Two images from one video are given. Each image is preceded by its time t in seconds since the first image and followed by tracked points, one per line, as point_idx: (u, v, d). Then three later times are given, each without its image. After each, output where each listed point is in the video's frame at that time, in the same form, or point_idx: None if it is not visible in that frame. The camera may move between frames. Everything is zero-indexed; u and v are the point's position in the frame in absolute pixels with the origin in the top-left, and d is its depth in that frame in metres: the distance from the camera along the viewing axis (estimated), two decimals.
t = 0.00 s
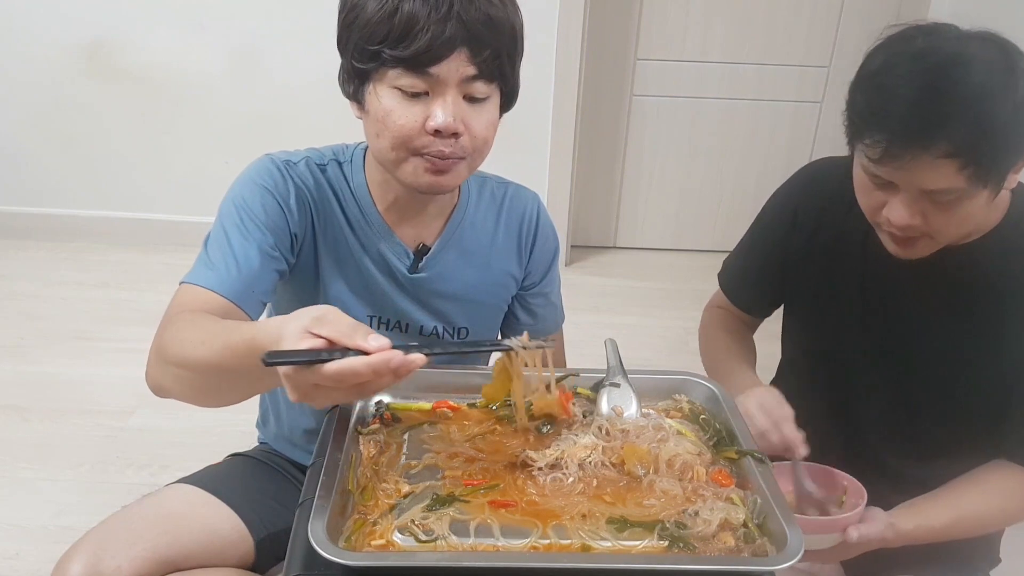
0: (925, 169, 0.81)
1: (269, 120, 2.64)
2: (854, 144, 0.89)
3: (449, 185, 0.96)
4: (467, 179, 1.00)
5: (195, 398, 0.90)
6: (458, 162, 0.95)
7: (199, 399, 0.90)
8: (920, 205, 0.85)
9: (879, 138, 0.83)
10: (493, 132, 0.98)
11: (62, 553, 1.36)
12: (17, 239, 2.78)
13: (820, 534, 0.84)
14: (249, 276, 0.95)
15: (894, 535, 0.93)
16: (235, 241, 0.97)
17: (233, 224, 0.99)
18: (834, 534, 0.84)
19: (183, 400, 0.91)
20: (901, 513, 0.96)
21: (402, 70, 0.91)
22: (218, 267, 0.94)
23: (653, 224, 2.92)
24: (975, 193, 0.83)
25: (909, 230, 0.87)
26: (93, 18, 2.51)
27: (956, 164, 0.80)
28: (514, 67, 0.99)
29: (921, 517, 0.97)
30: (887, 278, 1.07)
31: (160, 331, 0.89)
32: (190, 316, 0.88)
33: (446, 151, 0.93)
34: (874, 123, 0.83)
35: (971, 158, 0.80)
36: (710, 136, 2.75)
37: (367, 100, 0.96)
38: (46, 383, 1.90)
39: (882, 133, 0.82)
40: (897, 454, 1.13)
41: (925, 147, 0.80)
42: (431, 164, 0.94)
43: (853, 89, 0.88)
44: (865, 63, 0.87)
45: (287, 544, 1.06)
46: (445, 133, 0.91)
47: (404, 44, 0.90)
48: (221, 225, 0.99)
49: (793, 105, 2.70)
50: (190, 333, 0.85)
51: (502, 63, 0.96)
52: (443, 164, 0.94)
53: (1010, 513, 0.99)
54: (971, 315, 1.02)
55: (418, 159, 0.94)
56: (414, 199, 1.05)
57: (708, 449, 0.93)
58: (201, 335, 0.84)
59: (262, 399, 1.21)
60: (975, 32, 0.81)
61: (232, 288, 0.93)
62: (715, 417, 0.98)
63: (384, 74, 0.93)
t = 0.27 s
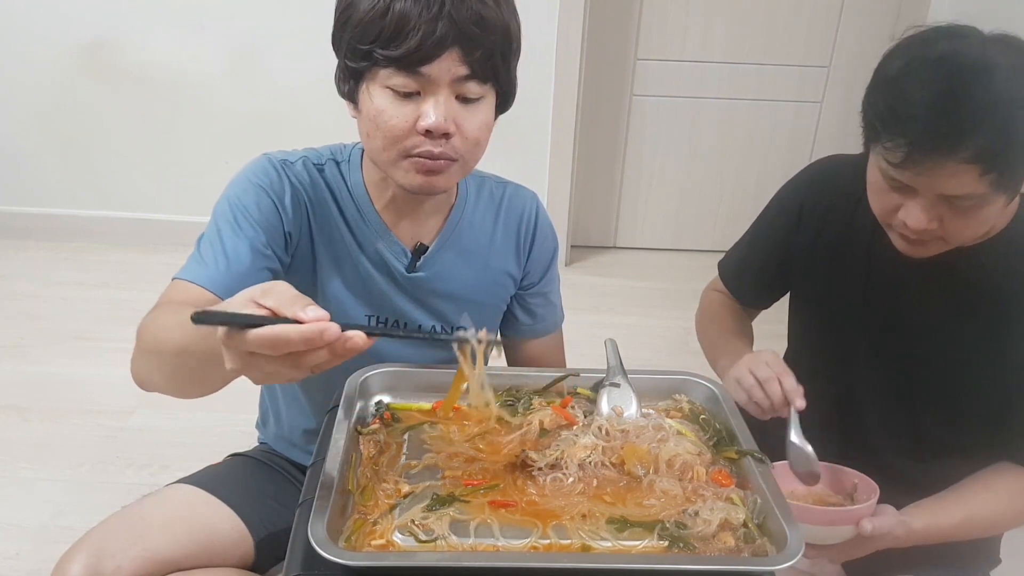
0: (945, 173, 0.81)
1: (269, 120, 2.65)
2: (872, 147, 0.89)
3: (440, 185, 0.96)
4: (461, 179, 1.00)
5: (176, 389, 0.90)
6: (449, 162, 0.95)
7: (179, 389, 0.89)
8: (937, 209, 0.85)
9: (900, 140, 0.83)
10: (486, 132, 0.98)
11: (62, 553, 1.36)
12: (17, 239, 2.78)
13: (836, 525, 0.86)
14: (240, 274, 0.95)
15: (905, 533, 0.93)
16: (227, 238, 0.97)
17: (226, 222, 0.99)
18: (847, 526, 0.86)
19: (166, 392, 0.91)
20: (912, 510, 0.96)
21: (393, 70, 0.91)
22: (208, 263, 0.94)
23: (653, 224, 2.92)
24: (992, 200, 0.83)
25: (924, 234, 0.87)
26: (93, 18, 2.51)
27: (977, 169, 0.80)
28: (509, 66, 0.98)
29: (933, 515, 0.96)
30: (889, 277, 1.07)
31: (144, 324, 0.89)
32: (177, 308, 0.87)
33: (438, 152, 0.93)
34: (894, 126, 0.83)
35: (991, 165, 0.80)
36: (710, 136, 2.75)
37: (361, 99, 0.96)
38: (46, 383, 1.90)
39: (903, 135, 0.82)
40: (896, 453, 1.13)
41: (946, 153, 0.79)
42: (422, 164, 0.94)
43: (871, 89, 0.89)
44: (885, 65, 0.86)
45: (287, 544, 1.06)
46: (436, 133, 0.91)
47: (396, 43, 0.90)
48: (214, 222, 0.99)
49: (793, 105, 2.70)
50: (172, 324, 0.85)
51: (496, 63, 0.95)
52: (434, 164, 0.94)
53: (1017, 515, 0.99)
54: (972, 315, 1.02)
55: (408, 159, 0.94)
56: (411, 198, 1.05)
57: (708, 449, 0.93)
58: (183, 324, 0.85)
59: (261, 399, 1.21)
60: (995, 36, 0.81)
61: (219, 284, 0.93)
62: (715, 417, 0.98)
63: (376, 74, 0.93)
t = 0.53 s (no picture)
0: (956, 181, 0.81)
1: (269, 120, 2.65)
2: (882, 150, 0.89)
3: (435, 187, 0.97)
4: (456, 181, 1.00)
5: (154, 379, 0.90)
6: (445, 165, 0.95)
7: (157, 379, 0.89)
8: (945, 214, 0.85)
9: (910, 145, 0.83)
10: (482, 134, 0.98)
11: (62, 553, 1.36)
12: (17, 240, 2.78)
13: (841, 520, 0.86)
14: (227, 270, 0.95)
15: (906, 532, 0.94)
16: (218, 234, 0.97)
17: (219, 218, 0.99)
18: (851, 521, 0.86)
19: (144, 382, 0.91)
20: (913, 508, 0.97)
21: (388, 73, 0.91)
22: (196, 257, 0.94)
23: (653, 224, 2.92)
24: (1002, 209, 0.83)
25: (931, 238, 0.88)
26: (94, 18, 2.51)
27: (988, 177, 0.80)
28: (504, 67, 0.98)
29: (934, 513, 0.97)
30: (890, 277, 1.07)
31: (128, 311, 0.89)
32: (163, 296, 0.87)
33: (433, 154, 0.93)
34: (906, 133, 0.83)
35: (1001, 175, 0.79)
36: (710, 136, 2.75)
37: (357, 102, 0.96)
38: (46, 383, 1.90)
39: (915, 140, 0.82)
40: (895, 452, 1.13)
41: (956, 162, 0.79)
42: (417, 167, 0.94)
43: (878, 96, 0.89)
44: (896, 70, 0.86)
45: (287, 544, 1.06)
46: (430, 136, 0.92)
47: (391, 46, 0.90)
48: (207, 217, 1.00)
49: (793, 105, 2.70)
50: (154, 313, 0.85)
51: (491, 64, 0.95)
52: (429, 166, 0.95)
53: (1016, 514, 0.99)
54: (972, 315, 1.02)
55: (403, 162, 0.94)
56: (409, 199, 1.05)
57: (708, 449, 0.93)
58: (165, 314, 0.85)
59: (261, 398, 1.21)
60: (1007, 43, 0.80)
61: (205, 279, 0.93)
62: (715, 417, 0.98)
63: (371, 77, 0.93)
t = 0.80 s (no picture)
0: (957, 190, 0.81)
1: (269, 120, 2.65)
2: (883, 156, 0.89)
3: (439, 187, 0.97)
4: (460, 181, 1.00)
5: (155, 374, 0.89)
6: (450, 164, 0.96)
7: (156, 374, 0.89)
8: (947, 221, 0.85)
9: (912, 153, 0.83)
10: (485, 133, 0.98)
11: (62, 553, 1.36)
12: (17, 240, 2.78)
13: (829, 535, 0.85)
14: (223, 269, 0.94)
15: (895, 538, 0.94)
16: (216, 231, 0.97)
17: (218, 215, 0.99)
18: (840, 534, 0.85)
19: (143, 377, 0.91)
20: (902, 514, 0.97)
21: (392, 72, 0.91)
22: (194, 253, 0.94)
23: (653, 224, 2.92)
24: (1003, 216, 0.84)
25: (933, 246, 0.88)
26: (94, 18, 2.51)
27: (990, 185, 0.80)
28: (507, 66, 0.99)
29: (925, 518, 0.97)
30: (891, 277, 1.07)
31: (126, 306, 0.89)
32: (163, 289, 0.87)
33: (437, 154, 0.93)
34: (908, 139, 0.83)
35: (1002, 183, 0.80)
36: (710, 136, 2.75)
37: (360, 102, 0.96)
38: (46, 383, 1.90)
39: (915, 148, 0.82)
40: (895, 451, 1.13)
41: (959, 169, 0.79)
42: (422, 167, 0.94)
43: (880, 101, 0.89)
44: (897, 75, 0.86)
45: (287, 544, 1.06)
46: (435, 135, 0.92)
47: (395, 46, 0.90)
48: (205, 214, 1.00)
49: (793, 105, 2.70)
50: (152, 308, 0.86)
51: (494, 64, 0.96)
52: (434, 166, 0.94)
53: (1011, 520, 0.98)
54: (974, 315, 1.02)
55: (408, 162, 0.94)
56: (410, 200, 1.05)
57: (708, 449, 0.93)
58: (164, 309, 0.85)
59: (261, 398, 1.21)
60: (1011, 48, 0.79)
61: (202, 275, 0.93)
62: (715, 417, 0.98)
63: (375, 76, 0.93)
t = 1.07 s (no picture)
0: (958, 201, 0.81)
1: (269, 120, 2.65)
2: (883, 163, 0.89)
3: (445, 185, 0.96)
4: (465, 180, 1.00)
5: (181, 381, 0.89)
6: (455, 162, 0.95)
7: (182, 381, 0.89)
8: (948, 232, 0.85)
9: (913, 163, 0.83)
10: (490, 132, 0.98)
11: (62, 553, 1.36)
12: (17, 240, 2.78)
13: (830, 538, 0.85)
14: (241, 269, 0.94)
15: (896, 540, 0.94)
16: (230, 232, 0.97)
17: (229, 215, 0.99)
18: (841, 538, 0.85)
19: (166, 382, 0.90)
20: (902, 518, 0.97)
21: (399, 69, 0.91)
22: (209, 255, 0.94)
23: (653, 224, 2.92)
24: (1004, 225, 0.83)
25: (934, 255, 0.88)
26: (94, 18, 2.51)
27: (992, 197, 0.80)
28: (512, 67, 0.99)
29: (924, 522, 0.97)
30: (890, 278, 1.07)
31: (147, 310, 0.89)
32: (187, 298, 0.87)
33: (443, 151, 0.93)
34: (909, 150, 0.83)
35: (1004, 193, 0.80)
36: (710, 136, 2.75)
37: (365, 99, 0.96)
38: (47, 383, 1.90)
39: (917, 159, 0.82)
40: (896, 452, 1.12)
41: (960, 181, 0.79)
42: (427, 164, 0.94)
43: (883, 109, 0.89)
44: (900, 84, 0.87)
45: (287, 544, 1.06)
46: (441, 132, 0.91)
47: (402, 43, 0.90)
48: (216, 215, 0.99)
49: (793, 105, 2.70)
50: (183, 316, 0.85)
51: (500, 63, 0.96)
52: (439, 163, 0.94)
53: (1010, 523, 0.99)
54: (974, 317, 1.01)
55: (413, 159, 0.94)
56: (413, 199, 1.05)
57: (708, 448, 0.93)
58: (197, 318, 0.84)
59: (261, 398, 1.21)
60: (1013, 56, 0.80)
61: (220, 277, 0.92)
62: (715, 417, 0.98)
63: (382, 74, 0.93)
